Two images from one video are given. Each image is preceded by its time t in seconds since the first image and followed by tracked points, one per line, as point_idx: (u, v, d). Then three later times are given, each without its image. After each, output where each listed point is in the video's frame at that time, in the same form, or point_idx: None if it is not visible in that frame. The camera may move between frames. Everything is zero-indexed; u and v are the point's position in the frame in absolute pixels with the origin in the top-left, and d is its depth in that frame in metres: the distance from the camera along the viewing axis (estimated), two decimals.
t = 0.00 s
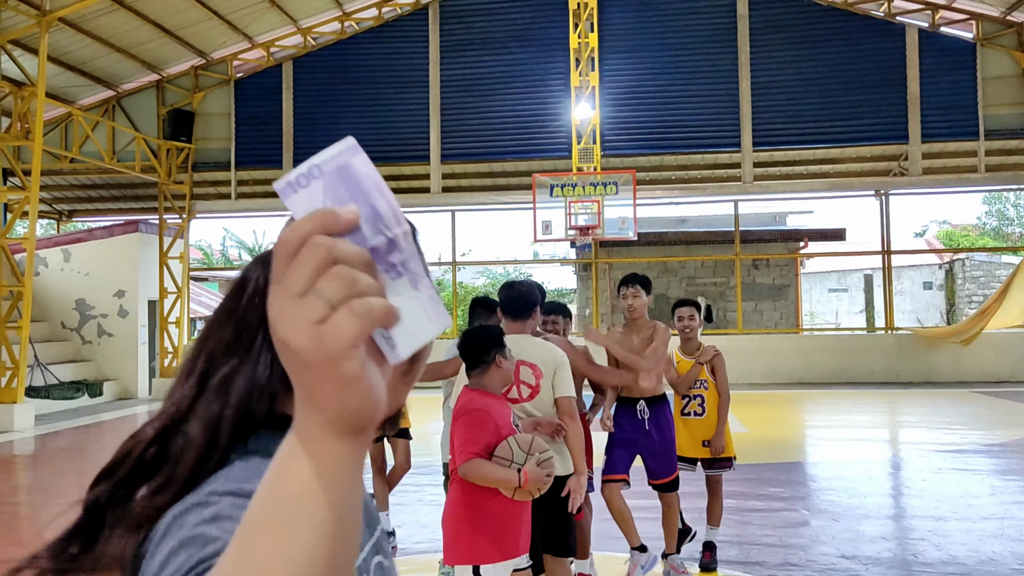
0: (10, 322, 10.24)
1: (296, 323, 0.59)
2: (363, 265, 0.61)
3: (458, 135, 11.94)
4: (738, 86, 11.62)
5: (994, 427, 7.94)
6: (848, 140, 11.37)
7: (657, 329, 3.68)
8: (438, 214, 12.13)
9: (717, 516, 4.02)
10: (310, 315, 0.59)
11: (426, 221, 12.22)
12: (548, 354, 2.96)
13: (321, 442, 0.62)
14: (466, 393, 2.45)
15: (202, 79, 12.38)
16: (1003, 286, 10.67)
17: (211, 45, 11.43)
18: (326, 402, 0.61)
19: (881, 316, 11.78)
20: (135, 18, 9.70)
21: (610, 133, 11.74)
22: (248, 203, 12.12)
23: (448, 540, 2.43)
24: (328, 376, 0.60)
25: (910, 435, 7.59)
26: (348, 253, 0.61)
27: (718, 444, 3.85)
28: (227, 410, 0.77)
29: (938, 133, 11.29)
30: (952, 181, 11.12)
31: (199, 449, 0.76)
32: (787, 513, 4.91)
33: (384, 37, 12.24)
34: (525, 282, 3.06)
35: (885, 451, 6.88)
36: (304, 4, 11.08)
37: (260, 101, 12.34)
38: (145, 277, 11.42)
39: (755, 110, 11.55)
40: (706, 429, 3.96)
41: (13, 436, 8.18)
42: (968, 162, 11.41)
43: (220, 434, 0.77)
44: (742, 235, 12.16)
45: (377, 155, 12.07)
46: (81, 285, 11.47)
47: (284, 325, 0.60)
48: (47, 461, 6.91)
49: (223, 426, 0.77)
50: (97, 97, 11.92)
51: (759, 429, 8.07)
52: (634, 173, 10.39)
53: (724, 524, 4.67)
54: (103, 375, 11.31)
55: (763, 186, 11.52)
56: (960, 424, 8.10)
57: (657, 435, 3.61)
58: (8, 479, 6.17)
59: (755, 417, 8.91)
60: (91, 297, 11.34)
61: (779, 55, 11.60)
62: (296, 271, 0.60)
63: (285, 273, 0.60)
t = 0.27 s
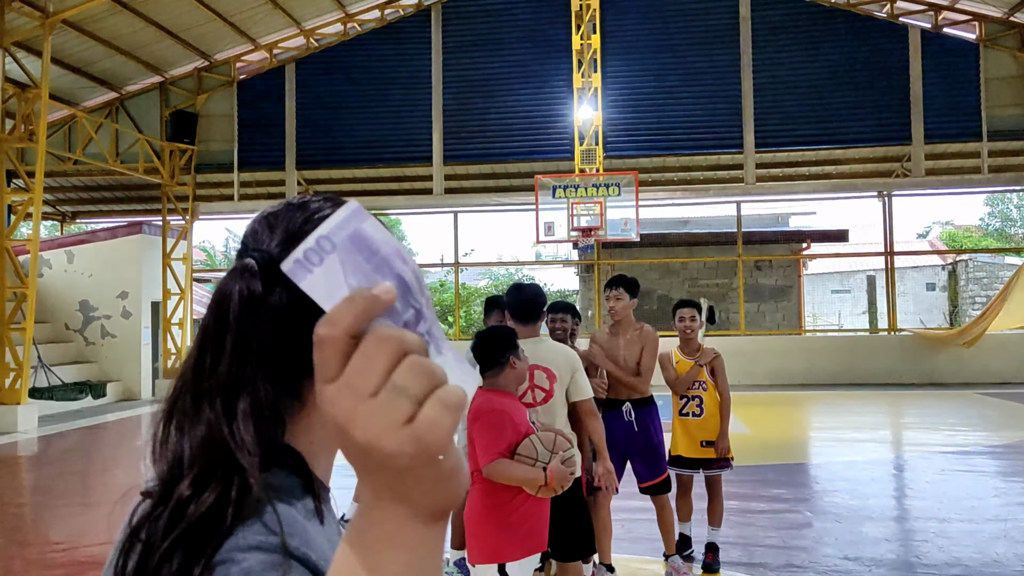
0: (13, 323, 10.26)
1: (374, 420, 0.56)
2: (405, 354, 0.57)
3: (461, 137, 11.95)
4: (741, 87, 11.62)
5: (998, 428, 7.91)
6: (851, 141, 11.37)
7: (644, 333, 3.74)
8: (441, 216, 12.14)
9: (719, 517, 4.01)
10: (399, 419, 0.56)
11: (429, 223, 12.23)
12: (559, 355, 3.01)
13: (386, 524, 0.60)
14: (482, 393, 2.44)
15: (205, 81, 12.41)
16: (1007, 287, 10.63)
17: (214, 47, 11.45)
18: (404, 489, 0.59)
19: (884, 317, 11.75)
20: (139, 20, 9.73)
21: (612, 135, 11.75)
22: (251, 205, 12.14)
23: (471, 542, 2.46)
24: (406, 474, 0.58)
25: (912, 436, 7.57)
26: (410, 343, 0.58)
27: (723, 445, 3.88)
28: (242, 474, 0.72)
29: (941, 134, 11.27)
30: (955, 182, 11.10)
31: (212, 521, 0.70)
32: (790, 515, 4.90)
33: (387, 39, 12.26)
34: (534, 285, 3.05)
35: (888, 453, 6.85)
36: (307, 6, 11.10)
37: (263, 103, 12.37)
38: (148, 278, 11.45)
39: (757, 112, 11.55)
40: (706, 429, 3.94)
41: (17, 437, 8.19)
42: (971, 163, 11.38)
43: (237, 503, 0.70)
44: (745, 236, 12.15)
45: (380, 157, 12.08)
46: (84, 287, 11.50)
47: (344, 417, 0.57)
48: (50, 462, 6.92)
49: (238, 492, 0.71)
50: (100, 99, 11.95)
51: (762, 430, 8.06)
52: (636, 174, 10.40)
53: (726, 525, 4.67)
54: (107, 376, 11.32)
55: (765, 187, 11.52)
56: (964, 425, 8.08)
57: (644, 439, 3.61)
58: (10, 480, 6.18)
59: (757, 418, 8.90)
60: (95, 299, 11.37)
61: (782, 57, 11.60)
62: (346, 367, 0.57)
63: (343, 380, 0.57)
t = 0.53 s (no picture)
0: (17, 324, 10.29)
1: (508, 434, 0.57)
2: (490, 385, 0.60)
3: (463, 138, 11.96)
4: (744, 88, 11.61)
5: (1001, 430, 7.90)
6: (854, 142, 11.36)
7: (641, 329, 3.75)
8: (444, 217, 12.16)
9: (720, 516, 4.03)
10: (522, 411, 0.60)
11: (432, 224, 12.25)
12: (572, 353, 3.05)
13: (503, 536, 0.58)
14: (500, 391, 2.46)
15: (208, 83, 12.43)
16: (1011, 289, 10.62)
17: (217, 48, 11.47)
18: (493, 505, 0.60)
19: (887, 318, 11.73)
20: (142, 22, 9.75)
21: (615, 136, 11.75)
22: (254, 206, 12.17)
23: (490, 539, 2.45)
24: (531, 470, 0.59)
25: (915, 437, 7.55)
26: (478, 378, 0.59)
27: (715, 445, 3.88)
28: (242, 492, 0.65)
29: (944, 135, 11.25)
30: (958, 183, 11.09)
31: (213, 537, 0.64)
32: (793, 516, 4.90)
33: (390, 40, 12.26)
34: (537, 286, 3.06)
35: (891, 454, 6.84)
36: (310, 8, 11.11)
37: (266, 104, 12.38)
38: (152, 280, 11.49)
39: (760, 113, 11.54)
40: (700, 431, 3.97)
41: (21, 437, 8.21)
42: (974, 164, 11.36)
43: (243, 530, 0.63)
44: (747, 238, 12.15)
45: (382, 158, 12.09)
46: (88, 288, 11.53)
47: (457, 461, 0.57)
48: (53, 463, 6.94)
49: (240, 512, 0.64)
50: (104, 101, 11.98)
51: (765, 432, 8.05)
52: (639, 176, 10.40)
53: (729, 527, 4.67)
54: (111, 378, 11.34)
55: (768, 188, 11.53)
56: (967, 427, 8.07)
57: (633, 439, 3.61)
58: (13, 482, 6.19)
59: (760, 419, 8.88)
60: (98, 300, 11.40)
61: (784, 58, 11.58)
62: (483, 434, 0.57)
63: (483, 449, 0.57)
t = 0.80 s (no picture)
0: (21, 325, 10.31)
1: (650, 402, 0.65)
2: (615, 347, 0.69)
3: (466, 139, 11.97)
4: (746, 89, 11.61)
5: (1004, 431, 7.88)
6: (856, 143, 11.36)
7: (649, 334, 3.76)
8: (447, 218, 12.16)
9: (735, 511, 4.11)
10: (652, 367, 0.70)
11: (435, 225, 12.25)
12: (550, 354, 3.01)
13: (630, 497, 0.65)
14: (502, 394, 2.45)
15: (211, 84, 12.44)
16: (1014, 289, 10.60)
17: (220, 50, 11.50)
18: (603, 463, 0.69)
19: (890, 319, 11.72)
20: (145, 24, 9.78)
21: (617, 137, 11.75)
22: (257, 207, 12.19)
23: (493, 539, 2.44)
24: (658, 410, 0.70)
25: (918, 438, 7.54)
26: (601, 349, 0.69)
27: (725, 444, 3.90)
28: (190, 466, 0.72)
29: (947, 135, 11.24)
30: (960, 183, 11.07)
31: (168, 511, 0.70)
32: (796, 517, 4.89)
33: (392, 42, 12.27)
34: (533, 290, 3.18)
35: (894, 455, 6.83)
36: (313, 9, 11.14)
37: (269, 106, 12.40)
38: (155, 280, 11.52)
39: (763, 114, 11.54)
40: (711, 429, 3.99)
41: (24, 437, 8.23)
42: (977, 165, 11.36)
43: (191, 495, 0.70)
44: (750, 238, 12.14)
45: (385, 159, 12.10)
46: (91, 289, 11.55)
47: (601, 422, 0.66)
48: (57, 464, 6.95)
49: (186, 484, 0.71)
50: (107, 102, 12.00)
51: (767, 433, 8.03)
52: (641, 176, 10.40)
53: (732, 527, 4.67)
54: (114, 378, 11.36)
55: (771, 189, 11.52)
56: (971, 428, 8.04)
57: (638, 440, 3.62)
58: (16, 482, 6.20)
59: (763, 420, 8.86)
60: (102, 301, 11.42)
61: (787, 58, 11.58)
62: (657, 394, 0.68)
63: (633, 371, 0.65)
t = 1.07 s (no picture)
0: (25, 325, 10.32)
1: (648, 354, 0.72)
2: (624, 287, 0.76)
3: (469, 139, 11.98)
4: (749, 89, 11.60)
5: (1008, 431, 7.86)
6: (859, 144, 11.35)
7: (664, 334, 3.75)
8: (450, 218, 12.17)
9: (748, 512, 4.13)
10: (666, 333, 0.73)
11: (438, 225, 12.26)
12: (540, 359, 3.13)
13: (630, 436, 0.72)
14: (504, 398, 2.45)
15: (215, 85, 12.45)
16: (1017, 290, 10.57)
17: (223, 50, 11.52)
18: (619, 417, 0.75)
19: (893, 320, 11.71)
20: (149, 25, 9.80)
21: (620, 137, 11.75)
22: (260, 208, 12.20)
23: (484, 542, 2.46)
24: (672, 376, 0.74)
25: (922, 439, 7.53)
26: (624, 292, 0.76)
27: (741, 444, 3.92)
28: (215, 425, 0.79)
29: (950, 135, 11.23)
30: (964, 184, 11.06)
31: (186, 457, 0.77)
32: (799, 518, 4.89)
33: (396, 42, 12.28)
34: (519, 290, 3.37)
35: (896, 456, 6.82)
36: (316, 10, 11.15)
37: (272, 106, 12.41)
38: (158, 281, 11.53)
39: (766, 114, 11.53)
40: (729, 429, 3.99)
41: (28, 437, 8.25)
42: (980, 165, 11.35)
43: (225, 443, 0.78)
44: (753, 239, 12.12)
45: (388, 159, 12.10)
46: (95, 289, 11.56)
47: (600, 379, 0.73)
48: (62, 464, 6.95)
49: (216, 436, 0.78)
50: (111, 103, 12.02)
51: (771, 433, 8.03)
52: (644, 177, 10.39)
53: (735, 528, 4.67)
54: (117, 379, 11.38)
55: (774, 189, 11.51)
56: (975, 429, 8.02)
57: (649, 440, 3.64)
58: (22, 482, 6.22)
59: (766, 422, 8.83)
60: (105, 301, 11.43)
61: (790, 59, 11.57)
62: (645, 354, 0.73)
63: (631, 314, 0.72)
